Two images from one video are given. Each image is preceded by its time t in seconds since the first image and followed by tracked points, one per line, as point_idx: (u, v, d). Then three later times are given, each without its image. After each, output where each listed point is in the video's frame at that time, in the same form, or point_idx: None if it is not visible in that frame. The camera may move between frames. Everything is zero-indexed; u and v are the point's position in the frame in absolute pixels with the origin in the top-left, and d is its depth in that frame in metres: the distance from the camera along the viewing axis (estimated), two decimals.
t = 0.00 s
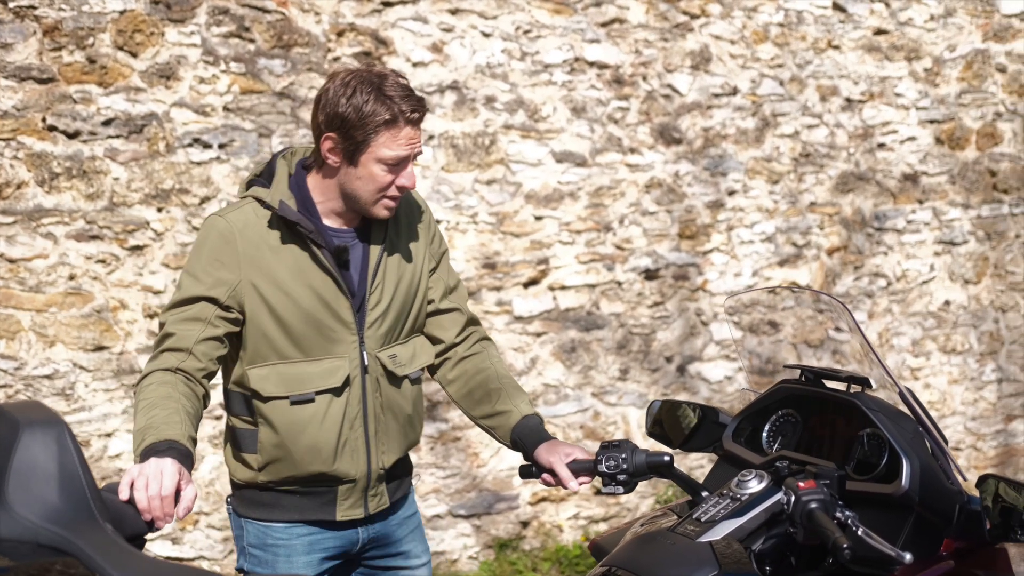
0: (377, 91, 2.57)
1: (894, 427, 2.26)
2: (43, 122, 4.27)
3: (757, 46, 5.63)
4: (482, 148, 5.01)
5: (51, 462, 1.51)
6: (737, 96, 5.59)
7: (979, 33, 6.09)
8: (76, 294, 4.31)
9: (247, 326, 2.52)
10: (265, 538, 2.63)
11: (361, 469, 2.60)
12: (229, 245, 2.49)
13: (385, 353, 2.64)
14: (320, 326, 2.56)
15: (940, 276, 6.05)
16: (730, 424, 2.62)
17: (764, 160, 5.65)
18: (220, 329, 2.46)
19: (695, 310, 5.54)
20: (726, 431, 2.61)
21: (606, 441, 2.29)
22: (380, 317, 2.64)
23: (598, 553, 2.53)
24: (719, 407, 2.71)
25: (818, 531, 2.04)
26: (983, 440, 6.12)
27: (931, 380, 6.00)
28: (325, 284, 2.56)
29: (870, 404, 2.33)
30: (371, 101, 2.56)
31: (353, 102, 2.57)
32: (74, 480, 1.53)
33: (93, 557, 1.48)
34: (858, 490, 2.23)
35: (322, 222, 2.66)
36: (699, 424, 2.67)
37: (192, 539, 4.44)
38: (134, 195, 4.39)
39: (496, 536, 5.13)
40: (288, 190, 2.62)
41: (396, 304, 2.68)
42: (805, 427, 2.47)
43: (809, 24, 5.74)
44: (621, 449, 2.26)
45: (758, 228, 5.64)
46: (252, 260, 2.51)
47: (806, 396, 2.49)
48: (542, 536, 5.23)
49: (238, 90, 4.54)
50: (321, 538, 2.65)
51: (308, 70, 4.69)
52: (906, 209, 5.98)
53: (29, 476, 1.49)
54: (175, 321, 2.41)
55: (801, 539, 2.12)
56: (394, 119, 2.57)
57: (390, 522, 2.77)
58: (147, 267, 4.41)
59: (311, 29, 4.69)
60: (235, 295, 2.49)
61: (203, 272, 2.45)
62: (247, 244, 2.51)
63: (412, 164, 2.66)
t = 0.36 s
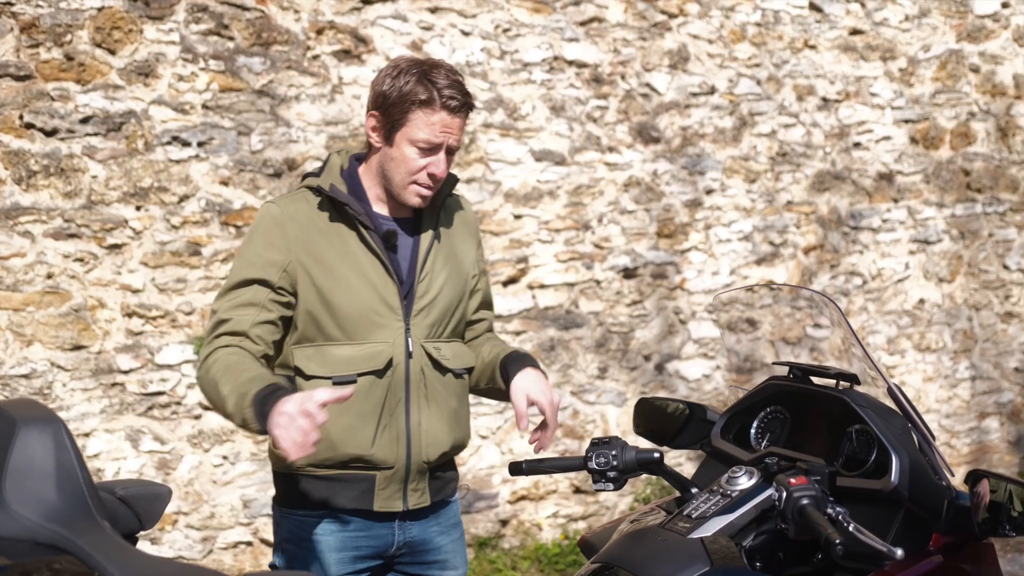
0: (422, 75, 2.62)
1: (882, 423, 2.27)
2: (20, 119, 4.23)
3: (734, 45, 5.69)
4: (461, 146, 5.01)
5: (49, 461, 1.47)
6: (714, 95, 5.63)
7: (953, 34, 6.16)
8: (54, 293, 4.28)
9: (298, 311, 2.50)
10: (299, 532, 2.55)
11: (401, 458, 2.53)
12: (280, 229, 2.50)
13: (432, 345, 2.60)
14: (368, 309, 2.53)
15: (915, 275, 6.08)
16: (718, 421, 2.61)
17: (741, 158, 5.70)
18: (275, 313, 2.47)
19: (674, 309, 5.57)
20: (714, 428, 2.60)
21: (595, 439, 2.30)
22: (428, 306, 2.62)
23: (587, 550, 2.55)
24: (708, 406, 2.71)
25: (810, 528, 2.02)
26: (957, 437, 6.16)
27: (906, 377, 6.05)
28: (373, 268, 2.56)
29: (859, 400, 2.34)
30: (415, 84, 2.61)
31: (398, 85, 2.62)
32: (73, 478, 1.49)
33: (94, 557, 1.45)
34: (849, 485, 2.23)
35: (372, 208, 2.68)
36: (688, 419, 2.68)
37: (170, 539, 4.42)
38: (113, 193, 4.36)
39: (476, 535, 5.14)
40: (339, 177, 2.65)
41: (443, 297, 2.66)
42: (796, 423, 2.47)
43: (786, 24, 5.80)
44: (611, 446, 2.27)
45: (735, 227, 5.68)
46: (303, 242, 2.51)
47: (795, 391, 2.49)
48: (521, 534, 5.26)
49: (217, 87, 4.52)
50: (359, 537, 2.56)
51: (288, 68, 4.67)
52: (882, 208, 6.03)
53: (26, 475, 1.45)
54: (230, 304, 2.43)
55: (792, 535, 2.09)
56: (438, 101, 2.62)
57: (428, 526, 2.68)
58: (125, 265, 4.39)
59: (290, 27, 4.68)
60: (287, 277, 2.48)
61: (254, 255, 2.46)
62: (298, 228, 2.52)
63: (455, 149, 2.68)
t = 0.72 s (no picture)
0: (450, 77, 2.63)
1: (856, 416, 2.35)
2: None
3: (699, 43, 5.75)
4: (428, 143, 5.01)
5: (29, 459, 1.60)
6: (680, 92, 5.69)
7: (913, 33, 6.24)
8: (17, 290, 4.25)
9: (330, 299, 2.55)
10: (303, 515, 2.54)
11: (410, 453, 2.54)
12: (315, 217, 2.55)
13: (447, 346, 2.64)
14: (390, 304, 2.56)
15: (876, 271, 6.14)
16: (691, 416, 2.64)
17: (706, 156, 5.76)
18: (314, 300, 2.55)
19: (640, 306, 5.63)
20: (687, 423, 2.64)
21: (570, 433, 2.33)
22: (446, 308, 2.63)
23: (563, 544, 2.59)
24: (681, 399, 2.74)
25: (785, 520, 2.08)
26: (918, 432, 6.19)
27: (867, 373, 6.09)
28: (398, 264, 2.58)
29: (832, 393, 2.40)
30: (443, 87, 2.62)
31: (427, 88, 2.63)
32: (52, 474, 1.62)
33: (75, 553, 1.61)
34: (823, 477, 2.31)
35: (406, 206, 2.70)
36: (661, 413, 2.71)
37: (135, 538, 4.39)
38: (77, 189, 4.33)
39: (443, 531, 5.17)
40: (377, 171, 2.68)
41: (463, 300, 2.67)
42: (768, 416, 2.53)
43: (750, 22, 5.87)
44: (586, 440, 2.31)
45: (700, 223, 5.74)
46: (335, 231, 2.55)
47: (768, 385, 2.55)
48: (488, 531, 5.28)
49: (183, 83, 4.50)
50: (362, 525, 2.56)
51: (254, 64, 4.65)
52: (844, 205, 6.09)
53: (7, 473, 1.58)
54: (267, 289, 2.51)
55: (767, 527, 2.14)
56: (464, 104, 2.61)
57: (430, 522, 2.68)
58: (90, 263, 4.36)
59: (256, 24, 4.66)
60: (319, 263, 2.54)
61: (292, 242, 2.53)
62: (331, 215, 2.56)
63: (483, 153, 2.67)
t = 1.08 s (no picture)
0: (442, 76, 2.64)
1: (814, 409, 2.33)
2: None
3: (650, 41, 5.84)
4: (381, 140, 5.00)
5: None
6: (630, 90, 5.77)
7: (859, 32, 6.35)
8: None
9: (317, 292, 2.53)
10: (272, 511, 2.53)
11: (383, 449, 2.52)
12: (306, 209, 2.54)
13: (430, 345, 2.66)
14: (376, 298, 2.54)
15: (824, 268, 6.22)
16: (652, 411, 2.69)
17: (656, 153, 5.84)
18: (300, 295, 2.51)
19: (591, 302, 5.70)
20: (647, 417, 2.69)
21: (532, 429, 2.36)
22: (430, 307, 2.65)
23: (525, 539, 2.58)
24: (640, 395, 2.80)
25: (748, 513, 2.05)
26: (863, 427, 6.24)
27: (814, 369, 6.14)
28: (384, 258, 2.56)
29: (790, 387, 2.40)
30: (434, 85, 2.63)
31: (419, 86, 2.64)
32: (18, 470, 1.50)
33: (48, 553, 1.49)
34: (782, 471, 2.28)
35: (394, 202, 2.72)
36: (620, 410, 2.76)
37: (85, 538, 4.36)
38: (25, 185, 4.28)
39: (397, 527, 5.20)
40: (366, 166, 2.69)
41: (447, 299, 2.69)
42: (727, 411, 2.54)
43: (699, 21, 5.97)
44: (549, 435, 2.34)
45: (651, 220, 5.82)
46: (324, 222, 2.54)
47: (726, 379, 2.57)
48: (441, 527, 5.33)
49: (133, 79, 4.48)
50: (332, 523, 2.55)
51: (205, 60, 4.63)
52: (792, 202, 6.17)
53: None
54: (256, 279, 2.48)
55: (729, 520, 2.13)
56: (456, 102, 2.62)
57: (401, 519, 2.68)
58: (38, 260, 4.31)
59: (207, 19, 4.64)
60: (307, 255, 2.52)
61: (282, 233, 2.51)
62: (321, 207, 2.55)
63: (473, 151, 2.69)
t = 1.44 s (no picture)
0: (393, 79, 2.65)
1: (792, 406, 2.37)
2: None
3: (617, 40, 5.89)
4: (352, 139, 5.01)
5: None
6: (598, 89, 5.82)
7: (823, 31, 6.43)
8: None
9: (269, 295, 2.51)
10: (242, 524, 2.50)
11: (351, 452, 2.55)
12: (254, 212, 2.50)
13: (388, 345, 2.67)
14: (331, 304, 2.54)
15: (789, 265, 6.32)
16: (629, 409, 2.68)
17: (625, 151, 5.90)
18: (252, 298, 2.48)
19: (561, 300, 5.74)
20: (626, 416, 2.67)
21: (514, 427, 2.39)
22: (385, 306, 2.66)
23: (508, 536, 2.60)
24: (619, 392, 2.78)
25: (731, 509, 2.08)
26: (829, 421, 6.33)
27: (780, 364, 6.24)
28: (336, 262, 2.57)
29: (768, 384, 2.43)
30: (386, 89, 2.64)
31: (370, 88, 2.64)
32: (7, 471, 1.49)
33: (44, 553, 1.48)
34: (763, 467, 2.32)
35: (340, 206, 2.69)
36: (600, 405, 2.75)
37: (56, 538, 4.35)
38: None
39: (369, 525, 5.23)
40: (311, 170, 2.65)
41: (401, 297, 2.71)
42: (705, 408, 2.55)
43: (667, 19, 6.02)
44: (530, 433, 2.36)
45: (619, 218, 5.88)
46: (271, 229, 2.50)
47: (705, 377, 2.56)
48: (413, 525, 5.36)
49: (101, 77, 4.46)
50: (305, 530, 2.56)
51: (174, 58, 4.62)
52: (758, 199, 6.25)
53: None
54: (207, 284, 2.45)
55: (712, 516, 2.16)
56: (413, 104, 2.64)
57: (370, 519, 2.71)
58: (6, 259, 4.30)
59: (176, 16, 4.63)
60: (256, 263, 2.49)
61: (231, 237, 2.47)
62: (268, 213, 2.51)
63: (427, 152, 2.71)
